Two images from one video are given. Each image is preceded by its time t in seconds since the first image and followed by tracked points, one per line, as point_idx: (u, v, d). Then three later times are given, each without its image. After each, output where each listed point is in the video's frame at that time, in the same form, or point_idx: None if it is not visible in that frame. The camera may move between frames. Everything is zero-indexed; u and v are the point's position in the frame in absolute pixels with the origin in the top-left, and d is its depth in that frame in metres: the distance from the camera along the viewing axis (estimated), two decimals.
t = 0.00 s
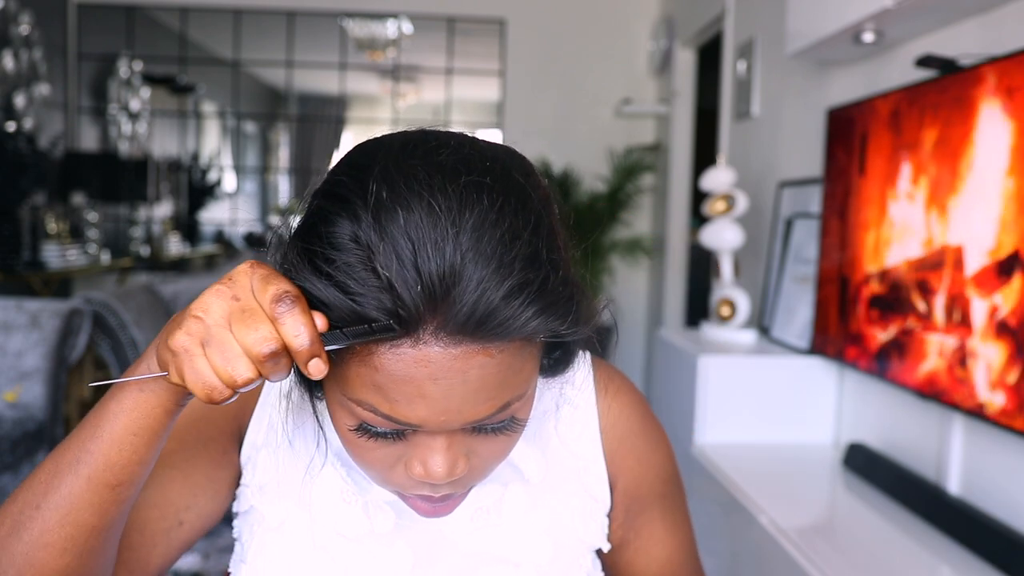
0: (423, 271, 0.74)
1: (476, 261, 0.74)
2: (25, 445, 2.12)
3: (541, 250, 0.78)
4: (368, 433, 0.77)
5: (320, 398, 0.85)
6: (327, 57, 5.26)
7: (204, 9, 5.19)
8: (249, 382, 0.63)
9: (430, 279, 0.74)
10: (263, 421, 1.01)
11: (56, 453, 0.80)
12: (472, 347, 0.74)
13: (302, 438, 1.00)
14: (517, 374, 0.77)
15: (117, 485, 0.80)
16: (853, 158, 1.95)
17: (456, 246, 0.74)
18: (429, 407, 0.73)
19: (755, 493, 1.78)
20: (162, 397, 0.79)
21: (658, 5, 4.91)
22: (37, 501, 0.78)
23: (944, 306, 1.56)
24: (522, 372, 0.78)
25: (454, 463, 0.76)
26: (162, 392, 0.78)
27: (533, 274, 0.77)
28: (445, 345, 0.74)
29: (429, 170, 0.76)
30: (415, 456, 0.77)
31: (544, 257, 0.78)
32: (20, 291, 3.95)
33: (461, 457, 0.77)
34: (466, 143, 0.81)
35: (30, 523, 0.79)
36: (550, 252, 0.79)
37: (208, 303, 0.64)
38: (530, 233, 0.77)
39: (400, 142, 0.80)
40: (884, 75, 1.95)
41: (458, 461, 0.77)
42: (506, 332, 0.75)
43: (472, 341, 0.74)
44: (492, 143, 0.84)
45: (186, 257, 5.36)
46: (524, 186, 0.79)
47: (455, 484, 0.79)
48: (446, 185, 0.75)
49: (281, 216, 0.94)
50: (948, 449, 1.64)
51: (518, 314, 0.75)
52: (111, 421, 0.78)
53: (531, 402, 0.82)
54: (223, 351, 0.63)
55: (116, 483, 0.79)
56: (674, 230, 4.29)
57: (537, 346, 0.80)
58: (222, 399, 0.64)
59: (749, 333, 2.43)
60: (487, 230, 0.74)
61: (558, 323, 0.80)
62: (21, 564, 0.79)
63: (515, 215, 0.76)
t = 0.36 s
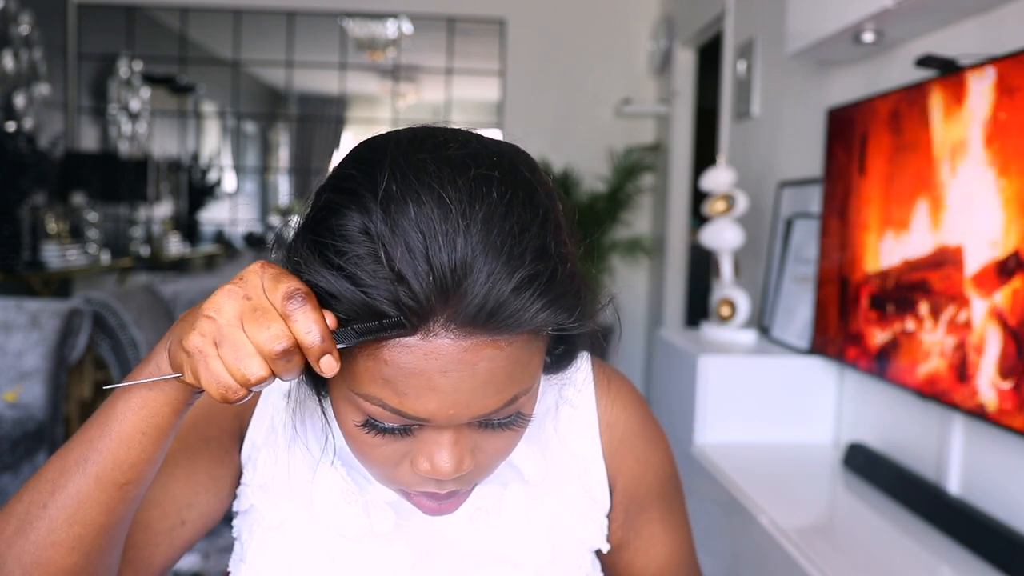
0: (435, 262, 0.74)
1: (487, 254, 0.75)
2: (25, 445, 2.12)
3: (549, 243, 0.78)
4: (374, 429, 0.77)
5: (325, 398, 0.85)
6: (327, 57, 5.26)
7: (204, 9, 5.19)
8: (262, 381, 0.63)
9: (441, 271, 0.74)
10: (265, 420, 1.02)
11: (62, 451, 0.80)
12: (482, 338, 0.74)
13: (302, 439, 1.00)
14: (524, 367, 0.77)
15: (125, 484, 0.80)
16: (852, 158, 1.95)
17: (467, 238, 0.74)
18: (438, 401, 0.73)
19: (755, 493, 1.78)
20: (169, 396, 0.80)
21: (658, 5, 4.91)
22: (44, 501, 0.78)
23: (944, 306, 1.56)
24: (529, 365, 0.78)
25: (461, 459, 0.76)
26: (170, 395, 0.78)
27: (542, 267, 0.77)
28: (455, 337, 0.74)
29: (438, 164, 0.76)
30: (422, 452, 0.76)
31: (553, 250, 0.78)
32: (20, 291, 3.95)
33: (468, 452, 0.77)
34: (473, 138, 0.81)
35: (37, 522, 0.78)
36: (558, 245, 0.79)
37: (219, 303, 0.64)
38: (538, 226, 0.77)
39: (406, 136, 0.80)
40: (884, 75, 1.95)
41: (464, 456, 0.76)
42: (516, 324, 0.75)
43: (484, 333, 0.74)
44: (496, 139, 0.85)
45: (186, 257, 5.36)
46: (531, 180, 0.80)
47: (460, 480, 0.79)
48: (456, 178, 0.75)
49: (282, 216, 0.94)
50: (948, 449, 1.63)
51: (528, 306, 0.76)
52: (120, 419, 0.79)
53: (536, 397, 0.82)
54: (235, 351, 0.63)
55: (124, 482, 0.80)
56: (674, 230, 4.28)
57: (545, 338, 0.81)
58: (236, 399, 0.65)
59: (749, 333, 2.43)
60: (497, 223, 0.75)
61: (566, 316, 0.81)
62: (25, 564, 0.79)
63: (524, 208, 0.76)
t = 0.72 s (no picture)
0: (420, 272, 0.73)
1: (472, 259, 0.74)
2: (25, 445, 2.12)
3: (535, 245, 0.78)
4: (373, 436, 0.78)
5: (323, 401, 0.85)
6: (327, 57, 5.25)
7: (204, 9, 5.19)
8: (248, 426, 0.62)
9: (427, 280, 0.73)
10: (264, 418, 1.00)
11: (36, 444, 0.79)
12: (472, 343, 0.75)
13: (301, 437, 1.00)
14: (518, 369, 0.78)
15: (95, 486, 0.80)
16: (853, 158, 1.95)
17: (451, 245, 0.73)
18: (432, 406, 0.73)
19: (754, 492, 1.79)
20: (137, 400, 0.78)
21: (658, 5, 4.91)
22: (13, 494, 0.79)
23: (944, 306, 1.56)
24: (522, 366, 0.78)
25: (459, 461, 0.77)
26: (134, 405, 0.76)
27: (528, 270, 0.77)
28: (444, 343, 0.74)
29: (420, 170, 0.76)
30: (420, 456, 0.77)
31: (539, 252, 0.78)
32: (20, 291, 3.95)
33: (464, 455, 0.77)
34: (454, 143, 0.81)
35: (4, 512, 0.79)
36: (543, 246, 0.79)
37: (202, 346, 0.62)
38: (523, 228, 0.77)
39: (388, 144, 0.80)
40: (884, 75, 1.95)
41: (461, 459, 0.77)
42: (505, 328, 0.75)
43: (474, 338, 0.74)
44: (479, 141, 0.84)
45: (186, 257, 5.36)
46: (514, 182, 0.79)
47: (460, 481, 0.79)
48: (438, 185, 0.75)
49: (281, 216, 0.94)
50: (947, 449, 1.64)
51: (516, 310, 0.76)
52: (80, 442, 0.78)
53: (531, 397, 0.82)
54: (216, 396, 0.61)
55: (95, 484, 0.80)
56: (674, 230, 4.28)
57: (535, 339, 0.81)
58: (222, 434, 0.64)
59: (749, 333, 2.43)
60: (481, 228, 0.74)
61: (555, 316, 0.81)
62: None
63: (508, 211, 0.76)
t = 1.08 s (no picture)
0: (413, 269, 0.74)
1: (465, 259, 0.74)
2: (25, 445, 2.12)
3: (531, 245, 0.78)
4: (365, 434, 0.77)
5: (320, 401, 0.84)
6: (327, 57, 5.25)
7: (204, 9, 5.19)
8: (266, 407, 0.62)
9: (420, 278, 0.74)
10: (267, 418, 1.02)
11: (45, 438, 0.80)
12: (464, 343, 0.74)
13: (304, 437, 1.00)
14: (511, 371, 0.77)
15: (105, 480, 0.80)
16: (852, 158, 1.95)
17: (444, 244, 0.74)
18: (424, 405, 0.73)
19: (754, 493, 1.78)
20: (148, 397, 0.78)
21: (658, 5, 4.91)
22: (23, 489, 0.79)
23: (944, 306, 1.56)
24: (516, 368, 0.78)
25: (451, 461, 0.76)
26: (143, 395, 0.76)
27: (522, 270, 0.77)
28: (436, 343, 0.74)
29: (418, 169, 0.76)
30: (412, 455, 0.76)
31: (535, 252, 0.78)
32: (21, 291, 3.96)
33: (457, 454, 0.77)
34: (455, 141, 0.81)
35: (16, 507, 0.79)
36: (540, 247, 0.79)
37: (231, 322, 0.63)
38: (519, 228, 0.77)
39: (389, 141, 0.80)
40: (884, 75, 1.95)
41: (454, 458, 0.76)
42: (497, 328, 0.75)
43: (466, 338, 0.74)
44: (482, 140, 0.84)
45: (186, 257, 5.36)
46: (513, 181, 0.79)
47: (453, 481, 0.79)
48: (434, 184, 0.75)
49: (283, 212, 0.94)
50: (948, 450, 1.63)
51: (509, 310, 0.75)
52: (104, 419, 0.77)
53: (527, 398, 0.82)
54: (240, 372, 0.62)
55: (105, 478, 0.79)
56: (674, 231, 4.28)
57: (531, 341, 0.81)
58: (235, 417, 0.64)
59: (749, 333, 2.43)
60: (475, 228, 0.74)
61: (550, 318, 0.81)
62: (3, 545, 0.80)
63: (504, 211, 0.76)
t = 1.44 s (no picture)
0: (409, 269, 0.74)
1: (461, 259, 0.74)
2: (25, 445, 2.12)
3: (528, 246, 0.77)
4: (362, 433, 0.77)
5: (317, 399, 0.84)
6: (327, 57, 5.25)
7: (204, 9, 5.19)
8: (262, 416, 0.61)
9: (415, 278, 0.74)
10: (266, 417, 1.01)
11: (41, 444, 0.79)
12: (460, 344, 0.74)
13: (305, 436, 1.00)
14: (507, 372, 0.77)
15: (101, 487, 0.79)
16: (852, 158, 1.95)
17: (440, 244, 0.74)
18: (419, 405, 0.73)
19: (754, 493, 1.78)
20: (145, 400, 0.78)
21: (658, 5, 4.91)
22: (19, 495, 0.79)
23: (944, 307, 1.56)
24: (512, 369, 0.78)
25: (447, 461, 0.76)
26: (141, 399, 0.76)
27: (518, 272, 0.76)
28: (431, 344, 0.74)
29: (415, 169, 0.76)
30: (409, 455, 0.77)
31: (532, 254, 0.78)
32: (21, 291, 3.96)
33: (453, 454, 0.77)
34: (454, 142, 0.81)
35: (12, 514, 0.79)
36: (538, 248, 0.79)
37: (222, 331, 0.62)
38: (516, 229, 0.76)
39: (388, 140, 0.80)
40: (884, 75, 1.95)
41: (450, 458, 0.76)
42: (492, 329, 0.75)
43: (461, 339, 0.74)
44: (481, 140, 0.84)
45: (186, 257, 5.36)
46: (511, 182, 0.79)
47: (449, 481, 0.79)
48: (432, 184, 0.75)
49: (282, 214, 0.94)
50: (948, 449, 1.63)
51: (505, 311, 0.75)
52: (98, 426, 0.77)
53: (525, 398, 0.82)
54: (231, 383, 0.61)
55: (102, 484, 0.79)
56: (674, 231, 4.28)
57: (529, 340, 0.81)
58: (230, 426, 0.63)
59: (749, 333, 2.43)
60: (471, 228, 0.74)
61: (547, 319, 0.80)
62: None
63: (501, 212, 0.76)
